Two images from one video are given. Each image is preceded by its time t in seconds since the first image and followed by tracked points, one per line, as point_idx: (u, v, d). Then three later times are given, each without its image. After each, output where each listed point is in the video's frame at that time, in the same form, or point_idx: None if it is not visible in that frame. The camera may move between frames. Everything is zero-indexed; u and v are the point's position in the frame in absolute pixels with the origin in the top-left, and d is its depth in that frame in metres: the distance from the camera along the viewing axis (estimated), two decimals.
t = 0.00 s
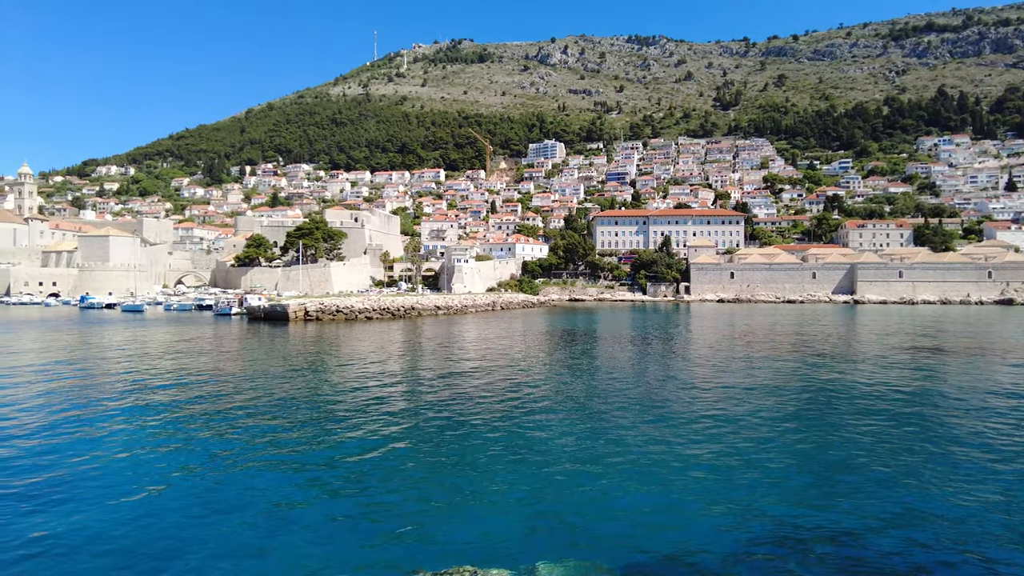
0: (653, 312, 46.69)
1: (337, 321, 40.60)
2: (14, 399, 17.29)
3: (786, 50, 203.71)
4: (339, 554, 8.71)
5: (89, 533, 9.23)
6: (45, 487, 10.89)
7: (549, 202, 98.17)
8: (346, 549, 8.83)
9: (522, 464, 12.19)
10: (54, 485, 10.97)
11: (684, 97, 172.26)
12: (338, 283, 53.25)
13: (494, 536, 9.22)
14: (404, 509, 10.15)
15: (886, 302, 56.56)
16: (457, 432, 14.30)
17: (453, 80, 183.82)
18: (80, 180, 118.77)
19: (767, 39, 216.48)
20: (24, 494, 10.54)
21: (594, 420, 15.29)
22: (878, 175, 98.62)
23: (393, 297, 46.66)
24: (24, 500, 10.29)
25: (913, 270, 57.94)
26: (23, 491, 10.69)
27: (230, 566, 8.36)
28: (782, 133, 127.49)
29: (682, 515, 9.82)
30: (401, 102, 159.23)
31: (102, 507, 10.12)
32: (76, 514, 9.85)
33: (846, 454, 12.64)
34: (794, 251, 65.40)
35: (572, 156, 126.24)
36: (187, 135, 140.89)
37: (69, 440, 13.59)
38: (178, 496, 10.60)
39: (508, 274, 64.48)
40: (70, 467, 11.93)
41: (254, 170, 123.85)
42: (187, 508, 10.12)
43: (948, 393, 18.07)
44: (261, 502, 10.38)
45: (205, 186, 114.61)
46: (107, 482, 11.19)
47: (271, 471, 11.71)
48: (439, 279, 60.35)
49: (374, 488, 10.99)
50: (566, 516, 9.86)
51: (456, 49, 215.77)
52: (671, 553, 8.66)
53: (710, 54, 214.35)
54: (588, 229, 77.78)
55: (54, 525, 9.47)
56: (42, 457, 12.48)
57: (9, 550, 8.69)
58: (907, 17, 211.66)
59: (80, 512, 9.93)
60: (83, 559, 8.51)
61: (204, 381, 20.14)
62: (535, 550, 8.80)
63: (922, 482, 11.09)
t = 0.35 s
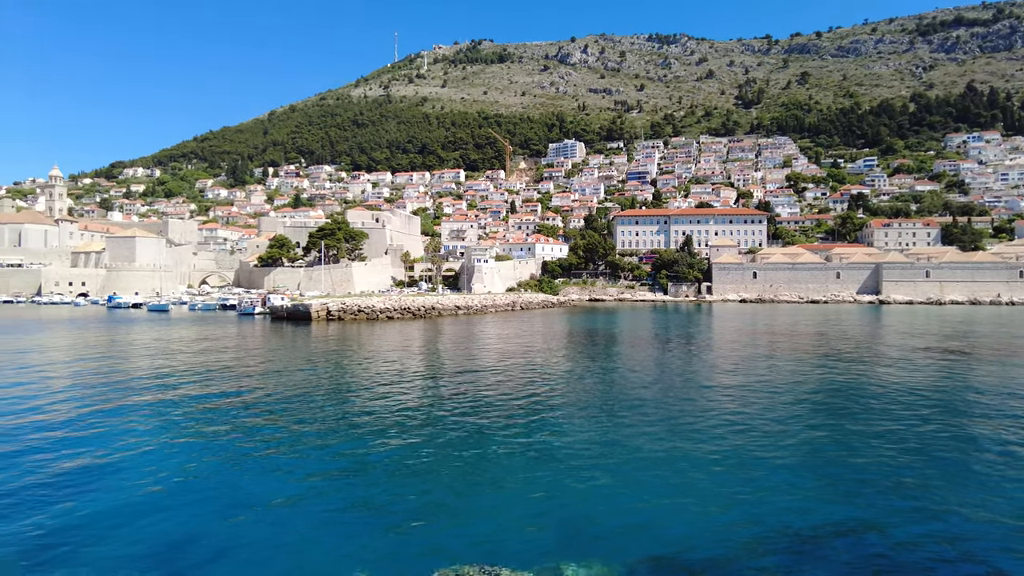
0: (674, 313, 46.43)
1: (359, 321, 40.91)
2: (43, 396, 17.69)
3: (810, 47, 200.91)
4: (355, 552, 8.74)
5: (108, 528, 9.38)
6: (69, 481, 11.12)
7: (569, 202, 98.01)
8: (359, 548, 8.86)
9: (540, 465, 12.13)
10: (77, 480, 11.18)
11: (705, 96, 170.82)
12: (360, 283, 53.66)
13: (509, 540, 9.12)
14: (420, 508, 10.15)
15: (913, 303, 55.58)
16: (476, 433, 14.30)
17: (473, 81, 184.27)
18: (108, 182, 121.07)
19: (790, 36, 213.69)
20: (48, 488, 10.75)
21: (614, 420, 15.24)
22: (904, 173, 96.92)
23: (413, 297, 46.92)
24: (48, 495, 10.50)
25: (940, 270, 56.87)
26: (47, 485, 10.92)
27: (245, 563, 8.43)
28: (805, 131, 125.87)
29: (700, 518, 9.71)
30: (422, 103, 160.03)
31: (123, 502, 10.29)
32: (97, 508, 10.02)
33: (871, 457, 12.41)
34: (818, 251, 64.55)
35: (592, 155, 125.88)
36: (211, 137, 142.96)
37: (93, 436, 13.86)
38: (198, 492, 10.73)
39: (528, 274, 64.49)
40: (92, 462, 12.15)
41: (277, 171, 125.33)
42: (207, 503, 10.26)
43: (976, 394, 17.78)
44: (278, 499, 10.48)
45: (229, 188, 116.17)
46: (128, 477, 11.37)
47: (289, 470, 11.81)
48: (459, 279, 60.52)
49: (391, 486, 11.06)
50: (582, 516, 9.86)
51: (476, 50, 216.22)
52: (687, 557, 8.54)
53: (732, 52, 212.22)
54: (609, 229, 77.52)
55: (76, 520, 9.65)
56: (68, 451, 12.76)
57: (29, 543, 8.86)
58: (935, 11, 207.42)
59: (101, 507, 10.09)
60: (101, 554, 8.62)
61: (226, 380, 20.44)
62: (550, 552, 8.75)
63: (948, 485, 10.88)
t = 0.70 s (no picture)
0: (693, 313, 46.13)
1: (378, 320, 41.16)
2: (70, 394, 18.09)
3: (832, 44, 198.29)
4: (370, 550, 8.82)
5: (129, 523, 9.58)
6: (93, 478, 11.36)
7: (586, 202, 97.80)
8: (374, 546, 8.91)
9: (557, 466, 12.09)
10: (101, 477, 11.44)
11: (724, 94, 169.39)
12: (379, 283, 54.00)
13: (523, 539, 9.14)
14: (437, 508, 10.20)
15: (937, 303, 54.64)
16: (494, 433, 14.34)
17: (491, 81, 184.60)
18: (133, 184, 123.12)
19: (811, 33, 211.03)
20: (73, 485, 11.01)
21: (632, 420, 15.24)
22: (929, 171, 95.28)
23: (431, 297, 47.10)
24: (72, 491, 10.74)
25: (966, 270, 55.86)
26: (72, 481, 11.19)
27: (261, 561, 8.54)
28: (826, 129, 124.30)
29: (717, 519, 9.66)
30: (440, 104, 160.63)
31: (144, 499, 10.49)
32: (119, 505, 10.23)
33: (890, 458, 12.27)
34: (839, 250, 63.72)
35: (610, 155, 125.49)
36: (232, 139, 144.74)
37: (119, 433, 14.17)
38: (217, 490, 10.90)
39: (545, 274, 64.46)
40: (117, 459, 12.43)
41: (297, 173, 126.58)
42: (225, 501, 10.40)
43: (1002, 396, 17.47)
44: (296, 498, 10.56)
45: (250, 189, 117.54)
46: (150, 475, 11.58)
47: (307, 468, 11.94)
48: (477, 279, 60.69)
49: (406, 483, 11.21)
50: (594, 514, 9.94)
51: (494, 50, 216.56)
52: (703, 558, 8.49)
53: (752, 49, 210.15)
54: (627, 228, 77.22)
55: (98, 516, 9.84)
56: (94, 448, 13.07)
57: (52, 539, 9.06)
58: (962, 6, 203.39)
59: (123, 504, 10.28)
60: (122, 548, 8.80)
61: (248, 379, 20.75)
62: (564, 552, 8.75)
63: (968, 486, 10.73)
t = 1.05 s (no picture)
0: (711, 313, 45.85)
1: (395, 320, 41.28)
2: (95, 391, 18.35)
3: (851, 41, 195.94)
4: (382, 548, 8.80)
5: (145, 518, 9.67)
6: (112, 473, 11.48)
7: (603, 201, 97.53)
8: (386, 544, 8.90)
9: (573, 466, 11.99)
10: (121, 471, 11.58)
11: (742, 92, 168.01)
12: (396, 283, 54.26)
13: (539, 537, 9.16)
14: (451, 506, 10.17)
15: (960, 303, 53.82)
16: (509, 432, 14.28)
17: (507, 82, 184.72)
18: (153, 185, 124.78)
19: (830, 30, 208.52)
20: (94, 479, 11.16)
21: (649, 420, 15.15)
22: (951, 169, 93.80)
23: (448, 297, 47.25)
24: (92, 485, 10.88)
25: (990, 270, 54.97)
26: (93, 476, 11.33)
27: (274, 556, 8.58)
28: (846, 127, 122.85)
29: (731, 520, 9.57)
30: (456, 105, 161.07)
31: (162, 494, 10.57)
32: (136, 499, 10.32)
33: (913, 460, 12.15)
34: (860, 250, 62.99)
35: (627, 154, 125.04)
36: (251, 140, 146.15)
37: (141, 429, 14.33)
38: (233, 486, 10.95)
39: (561, 274, 64.41)
40: (138, 454, 12.56)
41: (315, 174, 127.52)
42: (240, 497, 10.44)
43: None
44: (313, 494, 10.61)
45: (269, 190, 118.65)
46: (169, 470, 11.71)
47: (323, 466, 11.96)
48: (492, 279, 60.76)
49: (421, 481, 11.23)
50: (610, 512, 9.93)
51: (510, 50, 216.66)
52: (717, 560, 8.41)
53: (770, 47, 208.19)
54: (644, 228, 76.90)
55: (114, 510, 9.93)
56: (116, 444, 13.21)
57: (72, 531, 9.20)
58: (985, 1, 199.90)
59: (141, 499, 10.37)
60: (136, 543, 8.89)
61: (268, 377, 20.91)
62: (576, 552, 8.70)
63: (986, 490, 10.57)
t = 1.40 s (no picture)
0: (727, 313, 45.61)
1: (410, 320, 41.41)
2: (115, 389, 18.68)
3: (870, 38, 193.57)
4: (393, 548, 8.83)
5: (157, 516, 9.78)
6: (130, 471, 11.68)
7: (618, 201, 97.24)
8: (395, 545, 8.92)
9: (586, 468, 11.93)
10: (138, 469, 11.77)
11: (759, 91, 166.65)
12: (411, 283, 54.46)
13: (552, 537, 9.16)
14: (462, 508, 10.15)
15: (982, 304, 52.96)
16: (521, 433, 14.28)
17: (521, 82, 184.71)
18: (172, 186, 126.40)
19: (848, 27, 206.11)
20: (110, 477, 11.33)
21: (665, 421, 15.12)
22: (973, 167, 92.34)
23: (462, 297, 47.29)
24: (109, 483, 11.05)
25: (1013, 269, 54.04)
26: (112, 473, 11.56)
27: (284, 555, 8.63)
28: (865, 125, 121.42)
29: (743, 524, 9.46)
30: (471, 105, 161.38)
31: (177, 492, 10.74)
32: (152, 497, 10.50)
33: (934, 462, 11.98)
34: (879, 250, 62.22)
35: (642, 154, 124.52)
36: (267, 141, 147.43)
37: (160, 427, 14.58)
38: (246, 484, 11.07)
39: (576, 274, 64.29)
40: (155, 453, 12.76)
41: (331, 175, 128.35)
42: (253, 496, 10.56)
43: None
44: (326, 493, 10.69)
45: (285, 190, 119.68)
46: (184, 468, 11.85)
47: (335, 465, 12.02)
48: (507, 279, 60.72)
49: (434, 481, 11.27)
50: (623, 514, 9.89)
51: (525, 50, 216.62)
52: (726, 563, 8.33)
53: (787, 45, 206.31)
54: (659, 228, 76.50)
55: (130, 507, 10.11)
56: (134, 442, 13.45)
57: (91, 528, 9.35)
58: None
59: (157, 496, 10.52)
60: (148, 539, 8.99)
61: (285, 376, 21.11)
62: (586, 556, 8.64)
63: (1006, 496, 10.29)
